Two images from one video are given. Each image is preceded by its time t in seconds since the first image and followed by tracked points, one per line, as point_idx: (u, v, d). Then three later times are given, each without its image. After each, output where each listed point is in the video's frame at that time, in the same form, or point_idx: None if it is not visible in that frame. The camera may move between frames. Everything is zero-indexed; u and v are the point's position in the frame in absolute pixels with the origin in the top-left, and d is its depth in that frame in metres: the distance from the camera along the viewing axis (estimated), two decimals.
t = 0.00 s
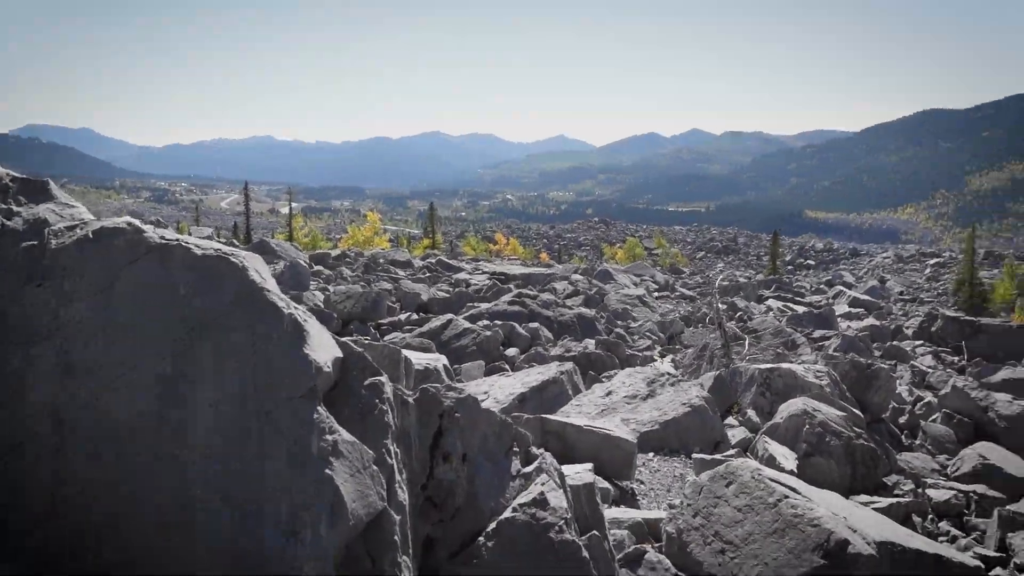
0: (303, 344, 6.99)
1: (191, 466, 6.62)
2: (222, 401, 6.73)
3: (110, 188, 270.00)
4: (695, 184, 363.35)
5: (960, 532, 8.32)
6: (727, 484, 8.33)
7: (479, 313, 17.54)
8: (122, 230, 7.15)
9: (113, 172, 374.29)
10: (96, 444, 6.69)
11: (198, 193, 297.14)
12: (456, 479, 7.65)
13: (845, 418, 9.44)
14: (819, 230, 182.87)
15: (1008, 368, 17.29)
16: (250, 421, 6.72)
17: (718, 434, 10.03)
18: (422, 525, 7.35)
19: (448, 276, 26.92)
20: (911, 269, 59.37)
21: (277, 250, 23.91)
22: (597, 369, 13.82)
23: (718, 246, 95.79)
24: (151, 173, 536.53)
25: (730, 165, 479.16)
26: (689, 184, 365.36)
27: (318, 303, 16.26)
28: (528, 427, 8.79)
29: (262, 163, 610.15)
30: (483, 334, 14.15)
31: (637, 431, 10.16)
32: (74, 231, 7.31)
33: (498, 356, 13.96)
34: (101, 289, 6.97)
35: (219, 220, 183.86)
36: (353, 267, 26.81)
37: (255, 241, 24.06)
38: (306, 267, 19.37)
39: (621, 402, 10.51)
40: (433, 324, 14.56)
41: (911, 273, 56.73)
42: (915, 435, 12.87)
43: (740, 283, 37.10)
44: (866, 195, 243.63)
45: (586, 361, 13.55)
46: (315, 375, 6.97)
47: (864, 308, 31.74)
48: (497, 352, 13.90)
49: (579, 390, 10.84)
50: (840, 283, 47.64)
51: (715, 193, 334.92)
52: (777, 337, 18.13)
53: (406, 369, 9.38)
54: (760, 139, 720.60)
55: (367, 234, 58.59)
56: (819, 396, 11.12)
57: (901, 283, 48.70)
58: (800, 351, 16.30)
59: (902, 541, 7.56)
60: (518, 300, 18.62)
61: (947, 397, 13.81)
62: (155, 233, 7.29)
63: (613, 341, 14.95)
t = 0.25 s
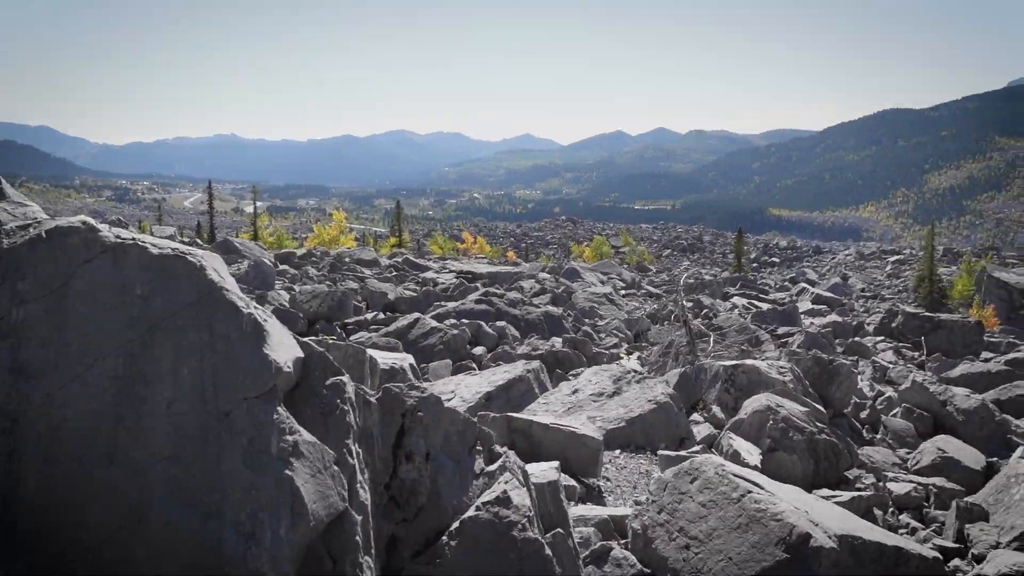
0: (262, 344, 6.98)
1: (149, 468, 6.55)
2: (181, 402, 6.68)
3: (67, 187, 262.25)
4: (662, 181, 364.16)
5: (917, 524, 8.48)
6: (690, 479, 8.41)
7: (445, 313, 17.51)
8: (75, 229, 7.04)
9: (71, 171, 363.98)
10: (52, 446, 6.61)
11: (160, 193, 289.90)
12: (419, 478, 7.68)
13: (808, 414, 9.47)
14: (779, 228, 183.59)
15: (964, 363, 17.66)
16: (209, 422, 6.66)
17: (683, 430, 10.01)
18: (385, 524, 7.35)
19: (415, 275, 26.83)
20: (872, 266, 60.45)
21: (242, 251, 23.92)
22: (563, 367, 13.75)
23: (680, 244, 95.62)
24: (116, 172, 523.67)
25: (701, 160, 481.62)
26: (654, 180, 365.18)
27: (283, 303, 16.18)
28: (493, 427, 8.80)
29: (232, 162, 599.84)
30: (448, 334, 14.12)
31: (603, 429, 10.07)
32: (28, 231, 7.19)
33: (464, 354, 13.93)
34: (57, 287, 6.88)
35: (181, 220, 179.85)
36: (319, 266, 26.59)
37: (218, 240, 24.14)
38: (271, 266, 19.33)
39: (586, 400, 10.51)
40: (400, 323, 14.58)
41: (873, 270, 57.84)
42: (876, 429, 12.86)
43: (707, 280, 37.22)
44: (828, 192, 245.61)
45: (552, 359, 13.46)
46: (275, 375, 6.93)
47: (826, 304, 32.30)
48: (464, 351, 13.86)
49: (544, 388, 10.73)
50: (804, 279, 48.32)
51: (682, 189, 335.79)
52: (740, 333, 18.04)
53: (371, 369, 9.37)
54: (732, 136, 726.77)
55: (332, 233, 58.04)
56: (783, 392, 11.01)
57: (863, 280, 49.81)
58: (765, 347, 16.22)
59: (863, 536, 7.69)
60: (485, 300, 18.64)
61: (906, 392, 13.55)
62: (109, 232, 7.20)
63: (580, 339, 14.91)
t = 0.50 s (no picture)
0: (215, 344, 6.89)
1: (98, 473, 6.47)
2: (131, 406, 6.60)
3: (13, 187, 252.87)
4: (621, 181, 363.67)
5: (872, 517, 8.60)
6: (648, 477, 8.48)
7: (404, 314, 17.44)
8: (21, 231, 6.90)
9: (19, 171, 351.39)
10: None
11: (114, 194, 281.53)
12: (376, 479, 7.68)
13: (765, 411, 9.50)
14: (736, 227, 181.02)
15: (915, 360, 18.13)
16: (161, 426, 6.58)
17: (642, 429, 9.92)
18: (341, 526, 7.31)
19: (374, 276, 26.73)
20: (826, 265, 61.46)
21: (198, 252, 24.00)
22: (523, 368, 13.62)
23: (638, 244, 92.79)
24: (73, 172, 508.53)
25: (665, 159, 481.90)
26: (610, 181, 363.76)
27: (241, 304, 16.15)
28: (450, 429, 8.78)
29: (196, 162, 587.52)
30: (408, 334, 14.08)
31: (561, 429, 9.95)
32: None
33: (424, 355, 13.93)
34: (4, 290, 6.75)
35: (136, 221, 175.19)
36: (277, 267, 26.39)
37: (174, 243, 24.41)
38: (228, 267, 19.40)
39: (547, 399, 10.38)
40: (358, 324, 14.52)
41: (828, 269, 58.90)
42: (832, 426, 12.75)
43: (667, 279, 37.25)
44: (783, 191, 244.35)
45: (511, 359, 13.38)
46: (228, 377, 6.86)
47: (782, 302, 32.75)
48: (424, 351, 13.81)
49: (503, 388, 10.65)
50: (761, 278, 48.92)
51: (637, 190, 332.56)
52: (698, 332, 17.85)
53: (329, 370, 9.33)
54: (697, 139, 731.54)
55: (290, 234, 57.61)
56: (740, 389, 10.77)
57: (819, 279, 50.89)
58: (724, 346, 16.06)
59: (814, 527, 7.85)
60: (445, 300, 18.59)
61: (860, 387, 13.49)
62: (57, 232, 7.08)
63: (539, 338, 14.82)
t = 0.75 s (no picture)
0: (165, 350, 6.79)
1: (48, 481, 6.37)
2: (79, 414, 6.50)
3: None
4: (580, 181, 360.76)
5: (828, 513, 8.72)
6: (607, 477, 8.53)
7: (363, 316, 17.33)
8: None
9: None
10: None
11: (62, 197, 270.62)
12: (332, 483, 7.67)
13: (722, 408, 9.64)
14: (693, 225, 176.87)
15: (868, 357, 18.56)
16: (110, 431, 6.47)
17: (602, 430, 10.02)
18: (296, 531, 7.24)
19: (333, 278, 26.49)
20: (783, 264, 61.95)
21: (153, 255, 23.77)
22: (483, 369, 13.61)
23: (598, 243, 88.27)
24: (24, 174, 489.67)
25: (629, 159, 480.30)
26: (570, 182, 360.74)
27: (197, 309, 16.03)
28: (408, 431, 8.76)
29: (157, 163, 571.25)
30: (368, 337, 14.06)
31: (523, 429, 9.99)
32: None
33: (385, 357, 13.91)
34: None
35: (84, 225, 168.90)
36: (234, 270, 26.04)
37: (127, 246, 24.06)
38: (184, 269, 19.28)
39: (507, 401, 10.40)
40: (317, 327, 14.46)
41: (785, 269, 59.43)
42: (789, 423, 12.84)
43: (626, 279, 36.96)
44: (740, 189, 241.54)
45: (472, 360, 13.37)
46: (179, 383, 6.75)
47: (739, 302, 33.09)
48: (385, 353, 13.83)
49: (464, 390, 10.74)
50: (719, 278, 49.10)
51: (595, 190, 328.28)
52: (656, 332, 17.87)
53: (287, 374, 9.31)
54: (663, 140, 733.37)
55: (247, 237, 57.21)
56: (699, 388, 10.80)
57: (775, 279, 51.67)
58: (682, 345, 16.09)
59: (771, 524, 7.94)
60: (404, 302, 18.50)
61: (815, 385, 13.66)
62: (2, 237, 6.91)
63: (500, 340, 14.79)
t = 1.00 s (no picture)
0: (110, 356, 6.64)
1: None
2: (18, 423, 6.37)
3: None
4: (538, 183, 358.94)
5: (780, 510, 8.86)
6: (564, 477, 8.59)
7: (319, 320, 17.24)
8: None
9: None
10: None
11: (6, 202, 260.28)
12: (283, 490, 7.61)
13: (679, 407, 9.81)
14: (649, 229, 175.55)
15: (819, 356, 19.00)
16: (54, 441, 6.33)
17: (559, 431, 10.12)
18: (247, 539, 7.17)
19: (287, 282, 26.38)
20: (736, 265, 62.97)
21: (102, 260, 23.31)
22: (439, 372, 13.63)
23: (554, 245, 87.53)
24: None
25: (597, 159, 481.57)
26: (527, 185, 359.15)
27: (147, 314, 15.89)
28: (360, 436, 8.76)
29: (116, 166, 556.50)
30: (323, 341, 14.08)
31: (480, 432, 10.03)
32: None
33: (341, 360, 13.93)
34: None
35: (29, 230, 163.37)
36: (186, 275, 25.74)
37: (75, 251, 23.49)
38: (133, 274, 19.02)
39: (464, 404, 10.45)
40: (272, 331, 14.39)
41: (738, 269, 60.51)
42: (742, 421, 12.95)
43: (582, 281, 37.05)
44: (694, 190, 241.50)
45: (429, 363, 13.40)
46: (124, 390, 6.60)
47: (694, 302, 33.32)
48: (340, 357, 13.84)
49: (422, 392, 10.92)
50: (673, 278, 49.72)
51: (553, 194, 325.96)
52: (614, 333, 17.76)
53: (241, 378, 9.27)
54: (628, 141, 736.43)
55: (200, 241, 56.44)
56: (654, 388, 10.92)
57: (729, 279, 52.53)
58: (637, 345, 16.16)
59: (726, 521, 8.03)
60: (360, 305, 18.47)
61: (767, 383, 13.79)
62: None
63: (456, 342, 14.76)
